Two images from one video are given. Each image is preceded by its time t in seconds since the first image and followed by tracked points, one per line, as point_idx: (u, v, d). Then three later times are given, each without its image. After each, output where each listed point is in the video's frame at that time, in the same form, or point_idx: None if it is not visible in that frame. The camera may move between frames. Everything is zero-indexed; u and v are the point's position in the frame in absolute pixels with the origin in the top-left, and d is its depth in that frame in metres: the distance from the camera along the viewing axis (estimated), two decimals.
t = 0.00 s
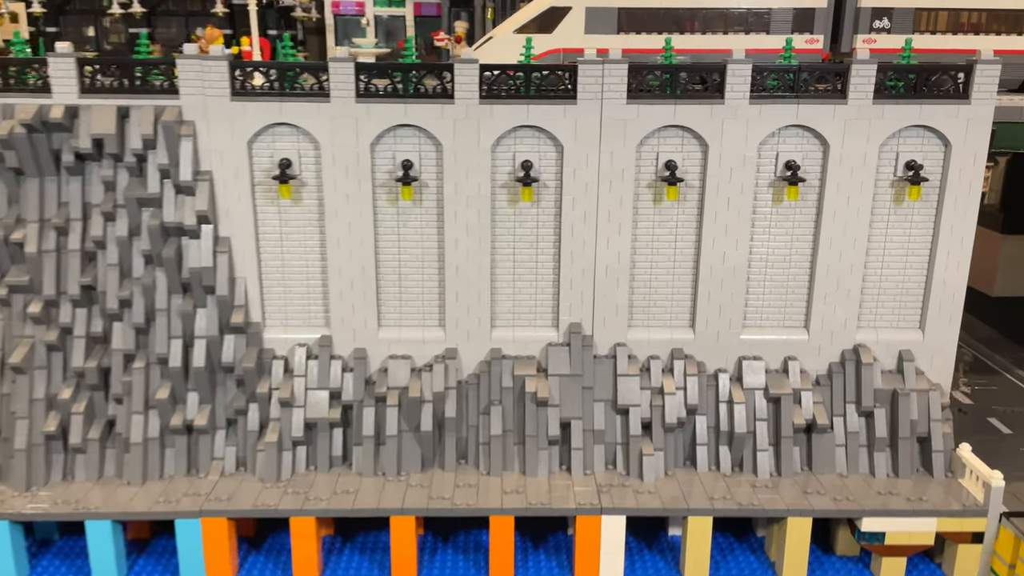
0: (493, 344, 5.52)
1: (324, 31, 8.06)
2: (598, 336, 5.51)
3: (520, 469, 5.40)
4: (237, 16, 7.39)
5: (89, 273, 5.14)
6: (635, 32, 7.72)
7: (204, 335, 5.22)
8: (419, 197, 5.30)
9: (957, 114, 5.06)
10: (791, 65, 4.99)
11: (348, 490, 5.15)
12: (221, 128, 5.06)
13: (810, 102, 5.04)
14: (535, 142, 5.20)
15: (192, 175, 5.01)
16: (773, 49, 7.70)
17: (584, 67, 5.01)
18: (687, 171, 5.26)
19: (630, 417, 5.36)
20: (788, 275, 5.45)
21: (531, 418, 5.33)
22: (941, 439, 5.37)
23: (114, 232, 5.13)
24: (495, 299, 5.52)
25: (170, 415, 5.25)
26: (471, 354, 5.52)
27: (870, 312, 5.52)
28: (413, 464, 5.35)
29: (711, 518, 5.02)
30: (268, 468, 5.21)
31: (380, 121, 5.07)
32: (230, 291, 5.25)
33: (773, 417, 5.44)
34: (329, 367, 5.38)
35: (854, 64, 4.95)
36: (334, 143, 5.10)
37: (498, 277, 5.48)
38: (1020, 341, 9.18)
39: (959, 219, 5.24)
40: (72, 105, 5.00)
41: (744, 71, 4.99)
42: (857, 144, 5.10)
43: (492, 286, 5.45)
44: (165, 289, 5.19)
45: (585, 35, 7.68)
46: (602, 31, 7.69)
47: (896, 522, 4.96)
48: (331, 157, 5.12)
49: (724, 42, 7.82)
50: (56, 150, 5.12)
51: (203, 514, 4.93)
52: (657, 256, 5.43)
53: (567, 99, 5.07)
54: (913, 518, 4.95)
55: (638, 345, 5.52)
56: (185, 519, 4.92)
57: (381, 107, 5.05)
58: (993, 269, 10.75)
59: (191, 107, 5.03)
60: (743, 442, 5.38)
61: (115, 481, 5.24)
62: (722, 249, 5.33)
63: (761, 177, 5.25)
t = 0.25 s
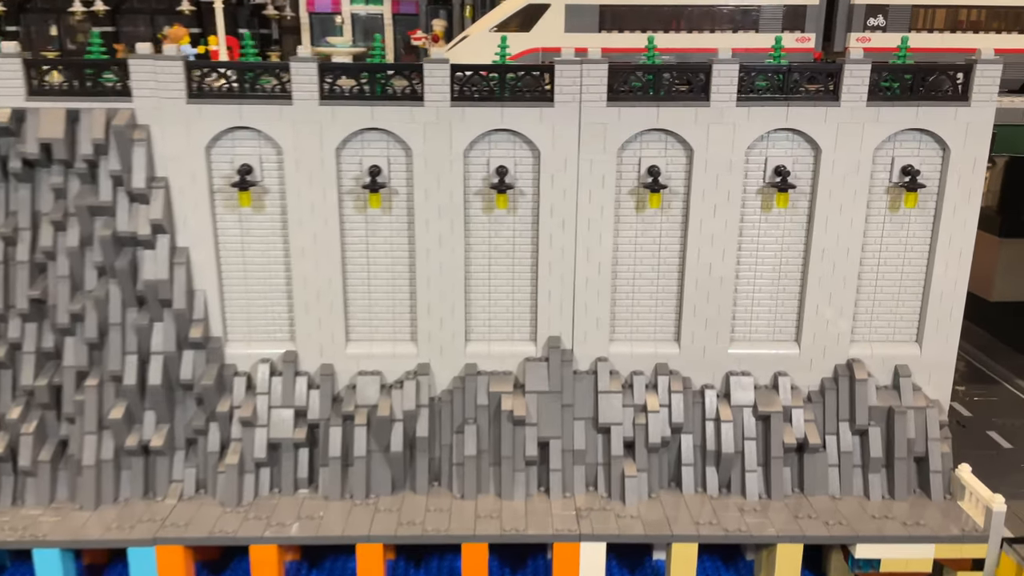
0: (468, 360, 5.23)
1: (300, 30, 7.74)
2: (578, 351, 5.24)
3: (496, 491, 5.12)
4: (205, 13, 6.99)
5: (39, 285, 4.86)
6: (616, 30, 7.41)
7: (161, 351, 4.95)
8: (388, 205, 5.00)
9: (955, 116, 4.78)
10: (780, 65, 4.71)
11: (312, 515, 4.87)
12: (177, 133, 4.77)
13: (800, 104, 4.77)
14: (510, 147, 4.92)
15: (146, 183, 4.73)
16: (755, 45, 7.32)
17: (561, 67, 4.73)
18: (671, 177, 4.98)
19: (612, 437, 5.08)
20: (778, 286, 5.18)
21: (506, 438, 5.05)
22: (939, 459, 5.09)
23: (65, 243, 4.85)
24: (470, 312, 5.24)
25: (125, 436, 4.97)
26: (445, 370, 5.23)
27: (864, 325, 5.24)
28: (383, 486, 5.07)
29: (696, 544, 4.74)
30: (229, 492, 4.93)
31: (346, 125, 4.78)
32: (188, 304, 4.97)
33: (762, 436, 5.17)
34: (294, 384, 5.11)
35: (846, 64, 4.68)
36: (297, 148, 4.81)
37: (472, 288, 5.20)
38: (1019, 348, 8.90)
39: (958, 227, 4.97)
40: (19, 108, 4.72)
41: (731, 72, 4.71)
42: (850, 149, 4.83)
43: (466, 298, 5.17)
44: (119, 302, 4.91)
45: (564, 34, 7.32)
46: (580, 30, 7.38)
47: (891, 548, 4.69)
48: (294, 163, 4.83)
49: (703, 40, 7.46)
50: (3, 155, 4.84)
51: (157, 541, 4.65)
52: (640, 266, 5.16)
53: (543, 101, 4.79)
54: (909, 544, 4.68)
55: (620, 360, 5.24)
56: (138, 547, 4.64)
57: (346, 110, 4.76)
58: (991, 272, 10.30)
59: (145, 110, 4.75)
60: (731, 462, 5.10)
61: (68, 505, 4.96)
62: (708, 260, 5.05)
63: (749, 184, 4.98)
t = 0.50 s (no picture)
0: (440, 376, 4.95)
1: (275, 28, 7.44)
2: (555, 366, 4.97)
3: (469, 515, 4.85)
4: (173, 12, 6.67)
5: None
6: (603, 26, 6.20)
7: (113, 369, 4.69)
8: (353, 214, 4.71)
9: (952, 119, 4.52)
10: (768, 65, 4.45)
11: (273, 542, 4.60)
12: (128, 137, 4.50)
13: (788, 107, 4.51)
14: (482, 152, 4.65)
15: (95, 191, 4.45)
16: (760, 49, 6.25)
17: (535, 67, 4.46)
18: (652, 183, 4.72)
19: (592, 458, 4.81)
20: (766, 298, 4.91)
21: (480, 459, 4.78)
22: (936, 480, 4.83)
23: (10, 254, 4.56)
24: (442, 326, 4.96)
25: (75, 458, 4.70)
26: (415, 387, 4.95)
27: (857, 339, 4.98)
28: (349, 510, 4.80)
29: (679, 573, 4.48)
30: (185, 518, 4.66)
31: (307, 129, 4.50)
32: (142, 319, 4.70)
33: (750, 456, 4.90)
34: (255, 403, 4.83)
35: (837, 64, 4.42)
36: (256, 153, 4.53)
37: (444, 301, 4.92)
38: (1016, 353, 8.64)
39: (956, 236, 4.70)
40: None
41: (715, 72, 4.45)
42: (841, 153, 4.56)
43: (438, 311, 4.89)
44: (69, 317, 4.64)
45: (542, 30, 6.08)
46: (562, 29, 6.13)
47: None
48: (253, 170, 4.55)
49: (704, 40, 6.23)
50: None
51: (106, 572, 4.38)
52: (621, 277, 4.89)
53: (516, 104, 4.52)
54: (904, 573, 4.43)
55: (600, 376, 4.97)
56: None
57: (307, 113, 4.47)
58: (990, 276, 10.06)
59: (93, 113, 4.47)
60: (716, 484, 4.84)
61: (15, 532, 4.68)
62: (692, 270, 4.79)
63: (735, 190, 4.72)
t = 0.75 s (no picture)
0: (410, 392, 4.70)
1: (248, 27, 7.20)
2: (531, 382, 4.73)
3: (440, 539, 4.62)
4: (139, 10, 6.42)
5: None
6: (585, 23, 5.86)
7: (62, 386, 4.45)
8: (316, 222, 4.46)
9: (947, 122, 4.29)
10: (752, 65, 4.21)
11: (232, 569, 4.37)
12: (75, 142, 4.25)
13: (774, 109, 4.27)
14: (452, 157, 4.40)
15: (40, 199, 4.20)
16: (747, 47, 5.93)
17: (507, 68, 4.21)
18: (632, 190, 4.48)
19: (569, 478, 4.57)
20: (752, 310, 4.68)
21: (450, 480, 4.54)
22: (931, 501, 4.60)
23: None
24: (411, 339, 4.71)
25: (23, 480, 4.46)
26: (383, 404, 4.71)
27: (847, 352, 4.74)
28: (314, 533, 4.57)
29: None
30: (139, 543, 4.42)
31: (265, 133, 4.25)
32: (93, 333, 4.45)
33: (735, 475, 4.66)
34: (214, 421, 4.59)
35: (825, 64, 4.18)
36: (211, 158, 4.28)
37: (414, 313, 4.67)
38: (1016, 360, 8.39)
39: (951, 245, 4.47)
40: None
41: (696, 73, 4.21)
42: (830, 158, 4.33)
43: (406, 324, 4.65)
44: (16, 332, 4.40)
45: (517, 29, 5.77)
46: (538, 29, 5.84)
47: None
48: (209, 176, 4.31)
49: (687, 39, 5.91)
50: None
51: None
52: (600, 288, 4.65)
53: (487, 106, 4.27)
54: None
55: (578, 392, 4.73)
56: None
57: (265, 116, 4.23)
58: (989, 278, 9.62)
59: (38, 117, 4.22)
60: (700, 506, 4.60)
61: None
62: (674, 281, 4.55)
63: (718, 197, 4.48)
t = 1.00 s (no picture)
0: (378, 407, 4.50)
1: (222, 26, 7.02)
2: (506, 396, 4.52)
3: (410, 560, 4.41)
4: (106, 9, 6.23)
5: None
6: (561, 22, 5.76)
7: (13, 402, 4.24)
8: (278, 229, 4.25)
9: (939, 125, 4.09)
10: (735, 65, 4.01)
11: None
12: (23, 146, 4.04)
13: (757, 111, 4.07)
14: (420, 161, 4.19)
15: None
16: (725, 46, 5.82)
17: (476, 68, 4.01)
18: (609, 196, 4.27)
19: (544, 497, 4.36)
20: (736, 321, 4.48)
21: (420, 499, 4.33)
22: (923, 521, 4.40)
23: None
24: (380, 352, 4.50)
25: None
26: (351, 419, 4.50)
27: (835, 364, 4.54)
28: (278, 555, 4.37)
29: None
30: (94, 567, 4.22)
31: (223, 136, 4.05)
32: (45, 347, 4.24)
33: (719, 494, 4.46)
34: (173, 438, 4.39)
35: (811, 64, 3.98)
36: (167, 163, 4.08)
37: (382, 325, 4.46)
38: (1014, 367, 8.18)
39: (944, 253, 4.27)
40: None
41: (676, 73, 4.01)
42: (817, 163, 4.13)
43: (374, 336, 4.44)
44: None
45: (491, 27, 5.74)
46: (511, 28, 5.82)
47: None
48: (164, 181, 4.10)
49: (666, 38, 5.83)
50: None
51: None
52: (577, 298, 4.45)
53: (456, 108, 4.06)
54: None
55: (555, 406, 4.53)
56: None
57: (223, 119, 4.02)
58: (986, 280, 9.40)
59: None
60: (682, 526, 4.40)
61: None
62: (655, 291, 4.35)
63: (700, 203, 4.28)
